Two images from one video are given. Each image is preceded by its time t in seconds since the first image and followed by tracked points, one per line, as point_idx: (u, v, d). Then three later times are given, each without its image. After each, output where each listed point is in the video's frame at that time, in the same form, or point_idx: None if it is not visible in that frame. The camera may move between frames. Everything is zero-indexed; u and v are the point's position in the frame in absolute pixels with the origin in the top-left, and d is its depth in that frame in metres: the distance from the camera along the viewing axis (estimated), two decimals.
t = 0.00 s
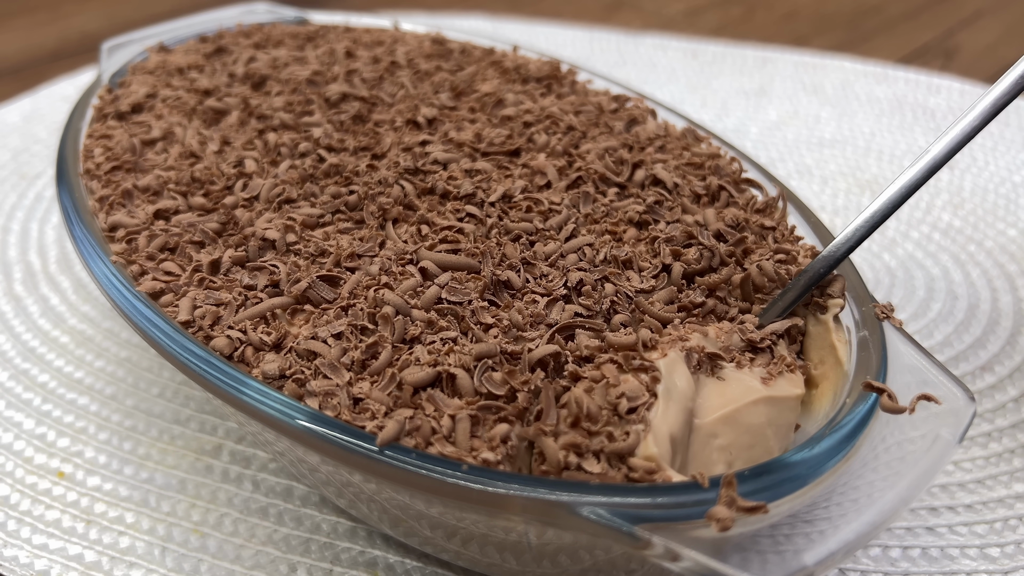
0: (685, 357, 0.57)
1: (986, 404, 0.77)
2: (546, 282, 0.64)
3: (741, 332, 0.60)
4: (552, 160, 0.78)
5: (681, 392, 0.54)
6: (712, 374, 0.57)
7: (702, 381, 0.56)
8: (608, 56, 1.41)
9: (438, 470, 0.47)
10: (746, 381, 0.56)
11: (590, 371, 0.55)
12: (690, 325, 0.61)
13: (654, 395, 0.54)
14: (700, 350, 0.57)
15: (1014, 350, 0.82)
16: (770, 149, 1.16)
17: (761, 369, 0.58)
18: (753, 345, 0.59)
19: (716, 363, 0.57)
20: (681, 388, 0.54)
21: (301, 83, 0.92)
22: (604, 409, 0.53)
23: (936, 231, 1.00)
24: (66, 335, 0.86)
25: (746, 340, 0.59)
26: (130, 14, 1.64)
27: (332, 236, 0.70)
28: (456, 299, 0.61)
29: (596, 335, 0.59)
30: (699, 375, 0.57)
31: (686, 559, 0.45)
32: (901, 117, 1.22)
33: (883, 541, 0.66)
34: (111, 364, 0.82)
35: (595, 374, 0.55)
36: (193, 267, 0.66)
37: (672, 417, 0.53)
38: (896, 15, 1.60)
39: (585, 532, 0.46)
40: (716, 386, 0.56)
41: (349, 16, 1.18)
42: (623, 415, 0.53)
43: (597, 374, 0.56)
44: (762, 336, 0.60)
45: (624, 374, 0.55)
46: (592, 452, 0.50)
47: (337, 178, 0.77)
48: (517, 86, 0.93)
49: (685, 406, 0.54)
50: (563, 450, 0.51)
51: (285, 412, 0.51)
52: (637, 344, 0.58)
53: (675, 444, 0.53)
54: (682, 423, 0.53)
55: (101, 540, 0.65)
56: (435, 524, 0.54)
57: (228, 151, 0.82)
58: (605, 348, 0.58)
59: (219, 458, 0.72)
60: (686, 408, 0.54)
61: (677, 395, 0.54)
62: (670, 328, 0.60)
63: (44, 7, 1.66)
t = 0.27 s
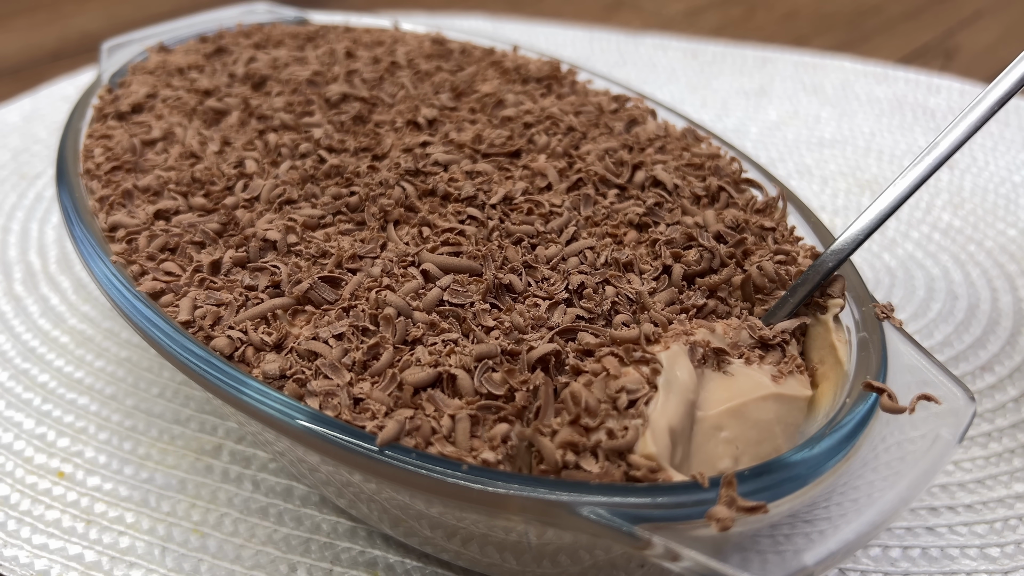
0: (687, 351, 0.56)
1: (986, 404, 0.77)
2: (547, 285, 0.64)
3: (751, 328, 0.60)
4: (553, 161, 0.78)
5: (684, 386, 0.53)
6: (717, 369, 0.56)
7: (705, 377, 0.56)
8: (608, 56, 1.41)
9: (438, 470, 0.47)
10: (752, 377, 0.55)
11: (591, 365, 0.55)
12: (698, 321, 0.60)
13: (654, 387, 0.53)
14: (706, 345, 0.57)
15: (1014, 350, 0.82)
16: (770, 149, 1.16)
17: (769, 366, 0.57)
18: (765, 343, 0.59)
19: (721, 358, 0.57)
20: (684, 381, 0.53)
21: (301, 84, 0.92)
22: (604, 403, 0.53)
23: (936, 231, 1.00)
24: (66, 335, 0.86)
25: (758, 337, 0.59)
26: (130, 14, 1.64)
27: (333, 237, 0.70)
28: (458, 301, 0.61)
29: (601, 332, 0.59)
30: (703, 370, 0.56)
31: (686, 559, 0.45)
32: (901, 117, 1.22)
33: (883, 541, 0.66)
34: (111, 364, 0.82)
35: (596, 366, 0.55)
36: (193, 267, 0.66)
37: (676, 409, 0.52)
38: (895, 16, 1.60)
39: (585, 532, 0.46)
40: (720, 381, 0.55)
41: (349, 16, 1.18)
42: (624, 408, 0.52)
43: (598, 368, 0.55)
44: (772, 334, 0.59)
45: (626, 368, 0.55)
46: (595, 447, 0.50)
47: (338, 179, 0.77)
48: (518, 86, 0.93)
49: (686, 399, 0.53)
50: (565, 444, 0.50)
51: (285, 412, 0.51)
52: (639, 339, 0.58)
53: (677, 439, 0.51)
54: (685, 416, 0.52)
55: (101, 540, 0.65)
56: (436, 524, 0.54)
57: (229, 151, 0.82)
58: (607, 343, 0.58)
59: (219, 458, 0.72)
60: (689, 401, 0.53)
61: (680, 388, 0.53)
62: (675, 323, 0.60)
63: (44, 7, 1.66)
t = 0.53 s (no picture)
0: (690, 346, 0.55)
1: (986, 404, 0.77)
2: (548, 287, 0.64)
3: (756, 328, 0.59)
4: (553, 162, 0.78)
5: (685, 381, 0.53)
6: (719, 366, 0.56)
7: (707, 373, 0.55)
8: (608, 56, 1.41)
9: (438, 470, 0.47)
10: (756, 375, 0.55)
11: (592, 360, 0.55)
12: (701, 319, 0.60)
13: (655, 382, 0.53)
14: (709, 341, 0.56)
15: (1014, 350, 0.82)
16: (770, 149, 1.16)
17: (776, 364, 0.57)
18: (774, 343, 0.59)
19: (723, 355, 0.56)
20: (686, 377, 0.53)
21: (301, 84, 0.92)
22: (604, 397, 0.53)
23: (936, 231, 1.00)
24: (66, 335, 0.86)
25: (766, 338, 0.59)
26: (130, 14, 1.64)
27: (334, 238, 0.70)
28: (459, 303, 0.61)
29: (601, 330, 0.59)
30: (705, 366, 0.55)
31: (686, 559, 0.45)
32: (901, 117, 1.22)
33: (883, 541, 0.66)
34: (111, 364, 0.82)
35: (596, 360, 0.55)
36: (193, 267, 0.67)
37: (677, 405, 0.51)
38: (895, 15, 1.60)
39: (585, 532, 0.46)
40: (722, 378, 0.55)
41: (349, 16, 1.18)
42: (624, 402, 0.52)
43: (598, 362, 0.55)
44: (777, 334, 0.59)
45: (627, 362, 0.55)
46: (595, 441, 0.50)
47: (339, 180, 0.77)
48: (518, 86, 0.93)
49: (687, 393, 0.52)
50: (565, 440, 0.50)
51: (285, 412, 0.51)
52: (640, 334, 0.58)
53: (677, 434, 0.50)
54: (686, 412, 0.51)
55: (101, 540, 0.65)
56: (436, 524, 0.54)
57: (229, 151, 0.82)
58: (609, 339, 0.58)
59: (219, 457, 0.72)
60: (690, 398, 0.52)
61: (682, 384, 0.52)
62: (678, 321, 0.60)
63: (44, 7, 1.66)
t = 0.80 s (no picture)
0: (695, 342, 0.55)
1: (986, 404, 0.77)
2: (550, 290, 0.63)
3: (766, 326, 0.59)
4: (553, 163, 0.78)
5: (690, 377, 0.52)
6: (725, 362, 0.56)
7: (713, 369, 0.55)
8: (608, 56, 1.41)
9: (438, 470, 0.47)
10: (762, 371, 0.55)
11: (594, 358, 0.55)
12: (708, 316, 0.60)
13: (658, 377, 0.53)
14: (715, 337, 0.56)
15: (1014, 350, 0.82)
16: (770, 149, 1.16)
17: (784, 362, 0.57)
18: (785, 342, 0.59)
19: (728, 351, 0.56)
20: (689, 373, 0.53)
21: (301, 84, 0.92)
22: (606, 393, 0.53)
23: (936, 231, 1.00)
24: (66, 334, 0.86)
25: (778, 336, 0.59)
26: (130, 14, 1.64)
27: (335, 239, 0.69)
28: (460, 304, 0.61)
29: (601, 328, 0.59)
30: (710, 363, 0.55)
31: (686, 559, 0.45)
32: (901, 117, 1.22)
33: (883, 541, 0.66)
34: (111, 364, 0.82)
35: (598, 356, 0.55)
36: (194, 268, 0.66)
37: (680, 401, 0.51)
38: (896, 15, 1.60)
39: (585, 532, 0.46)
40: (728, 374, 0.55)
41: (349, 16, 1.18)
42: (625, 397, 0.52)
43: (602, 357, 0.55)
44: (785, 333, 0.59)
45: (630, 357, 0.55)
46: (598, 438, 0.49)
47: (340, 181, 0.77)
48: (518, 87, 0.93)
49: (691, 388, 0.52)
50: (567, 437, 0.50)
51: (285, 412, 0.51)
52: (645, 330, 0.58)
53: (678, 430, 0.50)
54: (689, 408, 0.51)
55: (101, 540, 0.65)
56: (436, 525, 0.54)
57: (229, 152, 0.82)
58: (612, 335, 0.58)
59: (219, 458, 0.72)
60: (694, 393, 0.52)
61: (686, 380, 0.52)
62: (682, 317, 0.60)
63: (44, 7, 1.66)
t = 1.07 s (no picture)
0: (700, 336, 0.55)
1: (986, 404, 0.77)
2: (552, 295, 0.63)
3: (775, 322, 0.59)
4: (554, 164, 0.78)
5: (694, 371, 0.52)
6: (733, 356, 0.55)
7: (720, 363, 0.54)
8: (608, 56, 1.41)
9: (438, 470, 0.47)
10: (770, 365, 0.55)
11: (597, 351, 0.55)
12: (714, 310, 0.60)
13: (661, 370, 0.52)
14: (722, 332, 0.55)
15: (1014, 350, 0.82)
16: (770, 149, 1.16)
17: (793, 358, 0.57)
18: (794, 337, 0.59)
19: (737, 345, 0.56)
20: (693, 366, 0.52)
21: (301, 84, 0.92)
22: (607, 387, 0.53)
23: (936, 231, 1.00)
24: (66, 334, 0.86)
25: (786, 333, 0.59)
26: (130, 14, 1.64)
27: (336, 241, 0.69)
28: (462, 306, 0.61)
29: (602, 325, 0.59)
30: (717, 356, 0.55)
31: (686, 559, 0.45)
32: (901, 117, 1.22)
33: (883, 541, 0.66)
34: (111, 365, 0.82)
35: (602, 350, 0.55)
36: (194, 268, 0.66)
37: (683, 394, 0.50)
38: (896, 16, 1.60)
39: (586, 532, 0.46)
40: (735, 368, 0.54)
41: (349, 16, 1.18)
42: (625, 390, 0.52)
43: (604, 351, 0.55)
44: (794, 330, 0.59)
45: (633, 351, 0.55)
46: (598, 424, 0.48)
47: (341, 181, 0.77)
48: (518, 87, 0.93)
49: (693, 381, 0.51)
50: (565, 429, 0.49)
51: (285, 412, 0.51)
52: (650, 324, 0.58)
53: (680, 424, 0.50)
54: (692, 402, 0.50)
55: (101, 540, 0.65)
56: (436, 525, 0.54)
57: (230, 152, 0.82)
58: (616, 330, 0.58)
59: (219, 458, 0.72)
60: (698, 387, 0.51)
61: (689, 372, 0.52)
62: (689, 311, 0.60)
63: (43, 7, 1.66)
